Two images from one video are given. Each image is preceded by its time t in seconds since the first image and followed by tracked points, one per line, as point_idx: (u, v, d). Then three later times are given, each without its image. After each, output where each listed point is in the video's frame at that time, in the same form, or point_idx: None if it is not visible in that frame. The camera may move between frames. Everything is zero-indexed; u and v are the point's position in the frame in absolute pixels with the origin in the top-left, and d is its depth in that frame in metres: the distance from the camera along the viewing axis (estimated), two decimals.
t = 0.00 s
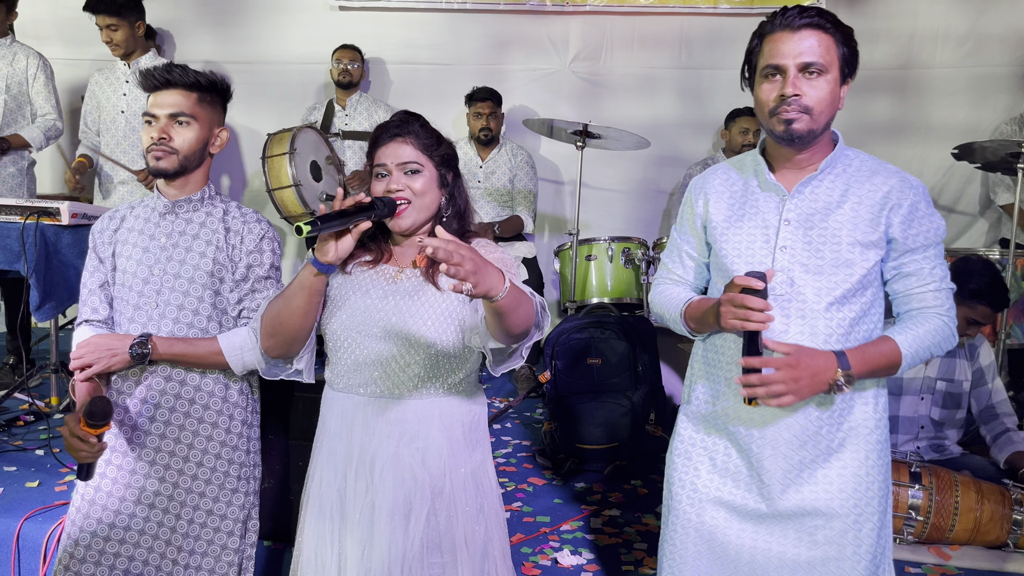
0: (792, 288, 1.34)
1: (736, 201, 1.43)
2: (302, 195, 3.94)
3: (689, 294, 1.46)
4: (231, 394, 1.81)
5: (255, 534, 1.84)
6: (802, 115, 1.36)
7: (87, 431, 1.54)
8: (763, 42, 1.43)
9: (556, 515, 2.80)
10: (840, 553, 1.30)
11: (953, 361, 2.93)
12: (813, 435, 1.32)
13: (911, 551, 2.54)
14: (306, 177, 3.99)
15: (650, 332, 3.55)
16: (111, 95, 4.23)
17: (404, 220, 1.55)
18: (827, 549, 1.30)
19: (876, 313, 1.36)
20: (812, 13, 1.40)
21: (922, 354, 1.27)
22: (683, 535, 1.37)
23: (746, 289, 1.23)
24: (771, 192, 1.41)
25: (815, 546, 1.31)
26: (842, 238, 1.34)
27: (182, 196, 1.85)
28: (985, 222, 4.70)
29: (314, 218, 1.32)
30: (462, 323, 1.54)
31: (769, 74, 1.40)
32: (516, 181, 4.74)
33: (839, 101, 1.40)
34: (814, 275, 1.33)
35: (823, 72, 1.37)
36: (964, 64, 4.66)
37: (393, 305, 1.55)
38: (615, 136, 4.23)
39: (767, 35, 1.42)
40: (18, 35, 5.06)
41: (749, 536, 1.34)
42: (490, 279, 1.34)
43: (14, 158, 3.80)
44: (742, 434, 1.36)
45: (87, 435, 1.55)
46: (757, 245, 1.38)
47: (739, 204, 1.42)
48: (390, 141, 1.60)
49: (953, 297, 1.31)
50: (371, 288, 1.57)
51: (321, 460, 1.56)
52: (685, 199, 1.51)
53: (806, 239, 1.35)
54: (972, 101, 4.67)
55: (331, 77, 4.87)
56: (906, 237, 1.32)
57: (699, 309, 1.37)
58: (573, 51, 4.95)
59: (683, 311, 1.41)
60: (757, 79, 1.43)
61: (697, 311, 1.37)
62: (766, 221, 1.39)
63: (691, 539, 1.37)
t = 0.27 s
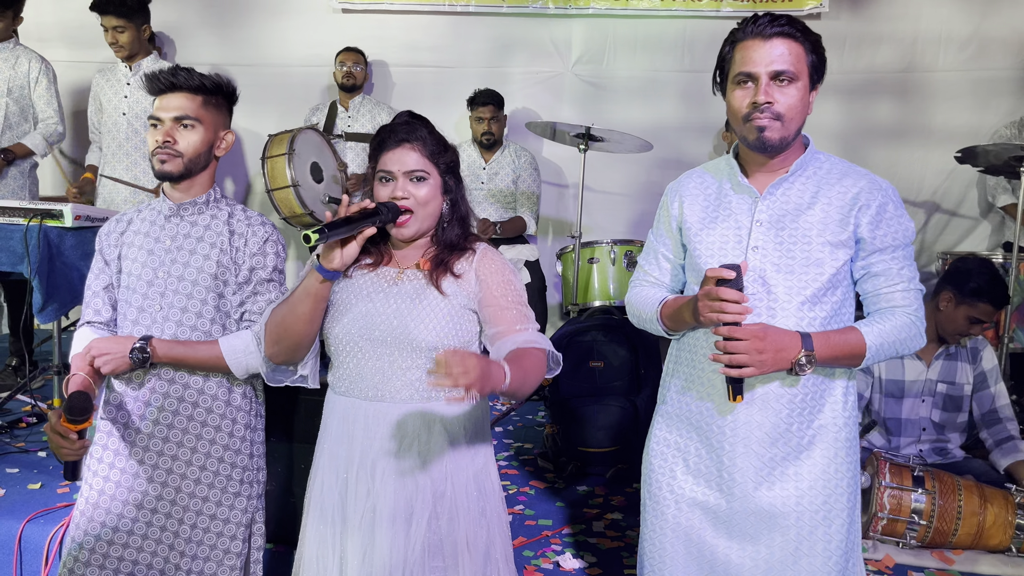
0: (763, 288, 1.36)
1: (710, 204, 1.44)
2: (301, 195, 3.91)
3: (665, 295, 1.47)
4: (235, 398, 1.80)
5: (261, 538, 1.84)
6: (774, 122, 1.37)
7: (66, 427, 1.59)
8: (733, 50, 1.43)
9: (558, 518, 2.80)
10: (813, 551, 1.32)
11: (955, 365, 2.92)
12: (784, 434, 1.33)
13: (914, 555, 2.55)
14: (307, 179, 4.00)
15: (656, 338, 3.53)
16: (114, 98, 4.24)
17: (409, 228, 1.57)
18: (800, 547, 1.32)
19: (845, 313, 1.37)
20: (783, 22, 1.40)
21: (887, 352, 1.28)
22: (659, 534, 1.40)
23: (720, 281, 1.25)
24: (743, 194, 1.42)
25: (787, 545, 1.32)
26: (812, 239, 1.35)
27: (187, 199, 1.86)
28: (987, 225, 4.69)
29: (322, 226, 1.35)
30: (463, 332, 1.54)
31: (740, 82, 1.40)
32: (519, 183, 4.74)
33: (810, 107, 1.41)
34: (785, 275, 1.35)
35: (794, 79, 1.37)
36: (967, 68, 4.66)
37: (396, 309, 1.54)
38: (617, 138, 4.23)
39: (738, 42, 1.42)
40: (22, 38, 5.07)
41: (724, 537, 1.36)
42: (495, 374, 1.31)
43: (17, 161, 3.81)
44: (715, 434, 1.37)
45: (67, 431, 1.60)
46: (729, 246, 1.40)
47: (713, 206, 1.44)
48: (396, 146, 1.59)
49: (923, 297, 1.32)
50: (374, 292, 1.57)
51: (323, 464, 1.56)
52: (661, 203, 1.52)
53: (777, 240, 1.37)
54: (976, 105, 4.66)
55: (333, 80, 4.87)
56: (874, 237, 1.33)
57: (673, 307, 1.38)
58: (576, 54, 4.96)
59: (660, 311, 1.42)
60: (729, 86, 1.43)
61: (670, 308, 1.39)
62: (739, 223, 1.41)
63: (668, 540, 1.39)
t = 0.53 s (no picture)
0: (750, 290, 1.38)
1: (695, 205, 1.48)
2: (298, 197, 3.90)
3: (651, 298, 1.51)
4: (239, 401, 1.80)
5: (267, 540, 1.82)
6: (762, 126, 1.39)
7: (54, 420, 1.57)
8: (722, 54, 1.46)
9: (561, 522, 2.79)
10: (804, 548, 1.34)
11: (960, 367, 2.92)
12: (772, 433, 1.36)
13: (918, 560, 2.56)
14: (309, 182, 4.00)
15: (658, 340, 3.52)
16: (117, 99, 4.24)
17: (414, 231, 1.57)
18: (791, 544, 1.34)
19: (830, 311, 1.40)
20: (773, 28, 1.44)
21: (872, 350, 1.31)
22: (655, 536, 1.43)
23: (712, 294, 1.26)
24: (728, 197, 1.45)
25: (778, 542, 1.34)
26: (798, 241, 1.38)
27: (193, 200, 1.86)
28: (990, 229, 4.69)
29: (333, 237, 1.32)
30: (468, 338, 1.55)
31: (729, 85, 1.42)
32: (522, 186, 4.73)
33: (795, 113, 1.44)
34: (771, 276, 1.38)
35: (781, 85, 1.40)
36: (970, 71, 4.65)
37: (404, 314, 1.54)
38: (620, 141, 4.23)
39: (727, 46, 1.45)
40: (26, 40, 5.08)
41: (717, 536, 1.38)
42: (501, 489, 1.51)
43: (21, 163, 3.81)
44: (704, 435, 1.40)
45: (54, 424, 1.58)
46: (715, 248, 1.43)
47: (698, 208, 1.47)
48: (401, 150, 1.58)
49: (904, 296, 1.36)
50: (381, 298, 1.56)
51: (328, 467, 1.56)
52: (647, 206, 1.56)
53: (762, 242, 1.40)
54: (978, 108, 4.66)
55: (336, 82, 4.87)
56: (857, 238, 1.36)
57: (657, 313, 1.41)
58: (578, 57, 4.96)
59: (645, 316, 1.46)
60: (717, 89, 1.46)
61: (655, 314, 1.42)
62: (724, 224, 1.43)
63: (662, 542, 1.42)
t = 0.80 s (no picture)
0: (748, 290, 1.39)
1: (689, 211, 1.49)
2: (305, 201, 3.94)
3: (646, 300, 1.51)
4: (243, 401, 1.80)
5: (271, 540, 1.83)
6: (757, 127, 1.42)
7: (50, 409, 1.53)
8: (716, 58, 1.49)
9: (562, 524, 2.79)
10: (802, 544, 1.34)
11: (962, 372, 2.92)
12: (772, 432, 1.37)
13: (920, 562, 2.57)
14: (312, 184, 4.01)
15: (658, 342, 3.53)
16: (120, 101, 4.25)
17: (420, 231, 1.57)
18: (790, 541, 1.35)
19: (826, 310, 1.41)
20: (766, 32, 1.46)
21: (869, 345, 1.33)
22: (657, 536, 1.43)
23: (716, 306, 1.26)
24: (722, 199, 1.47)
25: (776, 539, 1.35)
26: (793, 242, 1.39)
27: (196, 202, 1.86)
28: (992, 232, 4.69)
29: (343, 242, 1.32)
30: (476, 341, 1.55)
31: (723, 88, 1.45)
32: (523, 188, 4.74)
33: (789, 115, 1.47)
34: (768, 277, 1.39)
35: (775, 87, 1.43)
36: (972, 75, 4.65)
37: (414, 318, 1.54)
38: (622, 144, 4.23)
39: (722, 50, 1.47)
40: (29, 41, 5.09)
41: (716, 534, 1.39)
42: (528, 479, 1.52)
43: (24, 163, 3.82)
44: (703, 435, 1.41)
45: (50, 414, 1.55)
46: (712, 249, 1.44)
47: (692, 213, 1.49)
48: (409, 151, 1.59)
49: (898, 294, 1.38)
50: (390, 304, 1.56)
51: (336, 469, 1.55)
52: (640, 210, 1.57)
53: (758, 243, 1.41)
54: (980, 111, 4.67)
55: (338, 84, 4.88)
56: (852, 238, 1.38)
57: (658, 316, 1.40)
58: (580, 59, 4.97)
59: (642, 322, 1.45)
60: (712, 92, 1.48)
61: (654, 320, 1.41)
62: (720, 227, 1.45)
63: (664, 541, 1.43)
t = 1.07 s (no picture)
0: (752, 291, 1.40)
1: (692, 213, 1.50)
2: (306, 203, 3.93)
3: (648, 304, 1.52)
4: (247, 403, 1.81)
5: (273, 541, 1.84)
6: (759, 131, 1.43)
7: (43, 400, 1.51)
8: (719, 60, 1.49)
9: (565, 525, 2.79)
10: (806, 544, 1.35)
11: (966, 372, 2.92)
12: (778, 432, 1.37)
13: (923, 565, 2.57)
14: (315, 185, 4.01)
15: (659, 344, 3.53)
16: (122, 102, 4.26)
17: (426, 235, 1.58)
18: (794, 541, 1.35)
19: (830, 309, 1.42)
20: (769, 35, 1.47)
21: (873, 343, 1.33)
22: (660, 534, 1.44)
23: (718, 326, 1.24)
24: (725, 201, 1.48)
25: (780, 538, 1.35)
26: (796, 243, 1.40)
27: (200, 203, 1.86)
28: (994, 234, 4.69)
29: (354, 250, 1.32)
30: (481, 344, 1.55)
31: (725, 91, 1.46)
32: (525, 190, 4.74)
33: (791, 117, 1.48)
34: (772, 277, 1.40)
35: (777, 90, 1.43)
36: (974, 77, 4.66)
37: (420, 322, 1.54)
38: (624, 145, 4.23)
39: (725, 53, 1.48)
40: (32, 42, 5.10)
41: (721, 534, 1.39)
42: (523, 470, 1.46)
43: (27, 164, 3.82)
44: (709, 435, 1.42)
45: (44, 405, 1.52)
46: (715, 251, 1.45)
47: (696, 215, 1.50)
48: (417, 157, 1.59)
49: (902, 292, 1.38)
50: (398, 308, 1.57)
51: (342, 471, 1.55)
52: (644, 213, 1.59)
53: (762, 245, 1.42)
54: (982, 114, 4.67)
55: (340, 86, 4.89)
56: (854, 237, 1.39)
57: (665, 323, 1.39)
58: (582, 61, 4.97)
59: (646, 326, 1.46)
60: (715, 95, 1.49)
61: (660, 328, 1.40)
62: (723, 229, 1.46)
63: (670, 540, 1.44)
